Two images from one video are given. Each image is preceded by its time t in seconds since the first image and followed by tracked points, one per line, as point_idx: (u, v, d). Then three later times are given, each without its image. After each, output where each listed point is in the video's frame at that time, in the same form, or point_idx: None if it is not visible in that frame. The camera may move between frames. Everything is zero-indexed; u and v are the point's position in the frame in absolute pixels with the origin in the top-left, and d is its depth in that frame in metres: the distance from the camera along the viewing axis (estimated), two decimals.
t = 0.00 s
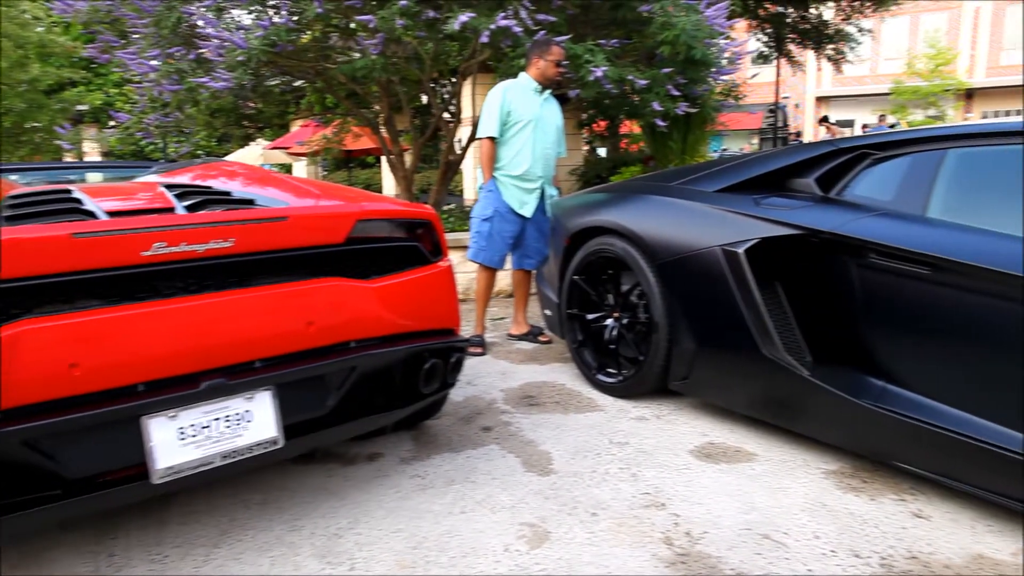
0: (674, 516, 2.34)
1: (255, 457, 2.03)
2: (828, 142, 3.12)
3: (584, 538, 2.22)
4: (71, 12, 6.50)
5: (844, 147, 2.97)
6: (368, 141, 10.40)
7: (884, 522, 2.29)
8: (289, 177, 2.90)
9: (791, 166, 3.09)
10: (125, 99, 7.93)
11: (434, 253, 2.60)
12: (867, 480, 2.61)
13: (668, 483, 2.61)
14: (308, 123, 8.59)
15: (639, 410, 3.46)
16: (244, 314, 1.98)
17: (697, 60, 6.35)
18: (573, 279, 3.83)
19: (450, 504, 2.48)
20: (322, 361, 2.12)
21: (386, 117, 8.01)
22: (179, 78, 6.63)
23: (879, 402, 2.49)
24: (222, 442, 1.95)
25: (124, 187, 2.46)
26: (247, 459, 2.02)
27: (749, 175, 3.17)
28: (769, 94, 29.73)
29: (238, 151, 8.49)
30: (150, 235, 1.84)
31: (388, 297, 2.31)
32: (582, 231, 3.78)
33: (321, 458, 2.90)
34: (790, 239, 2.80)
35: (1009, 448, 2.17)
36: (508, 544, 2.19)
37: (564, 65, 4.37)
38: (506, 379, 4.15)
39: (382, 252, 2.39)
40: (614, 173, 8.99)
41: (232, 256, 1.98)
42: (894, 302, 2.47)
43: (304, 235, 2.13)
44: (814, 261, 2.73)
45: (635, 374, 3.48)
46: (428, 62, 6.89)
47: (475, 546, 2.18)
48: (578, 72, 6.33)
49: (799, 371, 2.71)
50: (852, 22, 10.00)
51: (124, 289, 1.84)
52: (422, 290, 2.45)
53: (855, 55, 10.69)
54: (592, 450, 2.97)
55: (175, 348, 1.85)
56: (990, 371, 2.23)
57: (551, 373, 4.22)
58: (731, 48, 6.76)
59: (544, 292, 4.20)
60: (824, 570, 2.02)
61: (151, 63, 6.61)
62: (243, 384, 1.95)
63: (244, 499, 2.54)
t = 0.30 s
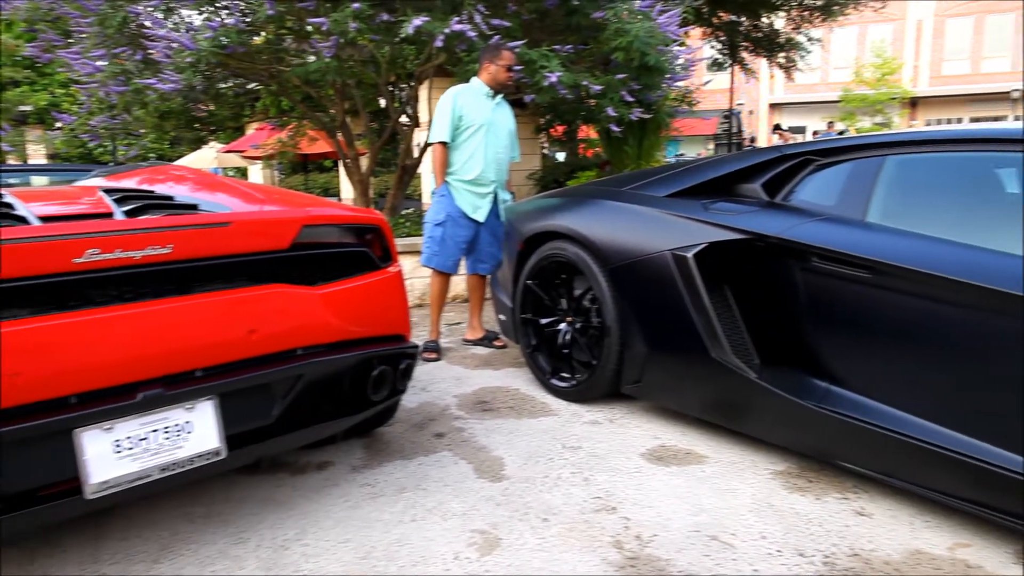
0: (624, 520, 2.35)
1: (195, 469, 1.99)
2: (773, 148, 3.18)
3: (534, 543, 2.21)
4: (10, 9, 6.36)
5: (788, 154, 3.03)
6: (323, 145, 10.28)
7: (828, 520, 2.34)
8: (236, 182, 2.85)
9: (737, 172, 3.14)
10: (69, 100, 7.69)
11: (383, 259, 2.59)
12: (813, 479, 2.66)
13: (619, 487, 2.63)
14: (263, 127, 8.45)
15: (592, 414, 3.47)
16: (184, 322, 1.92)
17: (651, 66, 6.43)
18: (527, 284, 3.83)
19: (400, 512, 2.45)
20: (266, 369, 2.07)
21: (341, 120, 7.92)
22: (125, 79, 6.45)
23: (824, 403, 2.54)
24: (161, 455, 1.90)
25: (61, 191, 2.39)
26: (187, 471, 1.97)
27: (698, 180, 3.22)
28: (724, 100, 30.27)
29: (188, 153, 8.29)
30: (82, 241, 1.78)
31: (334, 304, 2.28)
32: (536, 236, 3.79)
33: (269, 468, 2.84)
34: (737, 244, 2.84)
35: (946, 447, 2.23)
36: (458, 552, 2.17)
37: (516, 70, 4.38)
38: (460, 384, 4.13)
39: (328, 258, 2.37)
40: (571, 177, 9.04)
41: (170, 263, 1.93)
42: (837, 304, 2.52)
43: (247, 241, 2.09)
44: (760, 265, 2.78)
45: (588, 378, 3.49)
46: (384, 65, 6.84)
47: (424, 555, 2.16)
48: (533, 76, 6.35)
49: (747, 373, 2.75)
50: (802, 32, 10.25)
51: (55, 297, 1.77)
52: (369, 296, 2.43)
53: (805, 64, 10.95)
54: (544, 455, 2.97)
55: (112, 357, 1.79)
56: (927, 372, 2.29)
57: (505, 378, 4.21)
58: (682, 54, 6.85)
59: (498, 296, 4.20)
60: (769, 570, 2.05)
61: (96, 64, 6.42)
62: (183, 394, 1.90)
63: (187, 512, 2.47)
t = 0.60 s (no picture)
0: (577, 522, 2.36)
1: (137, 478, 1.94)
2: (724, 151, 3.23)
3: (486, 547, 2.20)
4: None
5: (738, 157, 3.08)
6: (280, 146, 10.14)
7: (777, 518, 2.38)
8: (185, 183, 2.79)
9: (689, 175, 3.18)
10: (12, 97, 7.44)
11: (335, 261, 2.58)
12: (762, 478, 2.71)
13: (573, 488, 2.63)
14: (219, 127, 8.31)
15: (548, 416, 3.48)
16: (124, 326, 1.87)
17: (608, 70, 6.47)
18: (483, 286, 3.83)
19: (352, 517, 2.42)
20: (210, 375, 2.03)
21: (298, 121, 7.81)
22: (71, 76, 6.26)
23: (773, 403, 2.58)
24: (99, 464, 1.85)
25: None
26: (128, 480, 1.92)
27: (650, 183, 3.25)
28: (682, 104, 30.69)
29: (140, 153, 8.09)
30: (14, 244, 1.73)
31: (282, 308, 2.25)
32: (491, 238, 3.79)
33: (218, 476, 2.78)
34: (688, 246, 2.87)
35: (889, 445, 2.28)
36: (409, 557, 2.15)
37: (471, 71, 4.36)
38: (416, 387, 4.10)
39: (276, 261, 2.33)
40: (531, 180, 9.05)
41: (108, 267, 1.88)
42: (784, 305, 2.56)
43: (191, 243, 2.05)
44: (711, 267, 2.81)
45: (544, 380, 3.50)
46: (342, 66, 6.77)
47: (375, 561, 2.14)
48: (492, 78, 6.36)
49: (698, 374, 2.78)
50: (758, 38, 10.43)
51: None
52: (319, 300, 2.40)
53: (760, 69, 11.15)
54: (499, 457, 2.96)
55: (47, 364, 1.73)
56: (871, 371, 2.34)
57: (462, 381, 4.19)
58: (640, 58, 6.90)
59: (455, 299, 4.18)
60: (718, 569, 2.07)
61: (40, 60, 6.23)
62: (123, 401, 1.85)
63: (131, 521, 2.40)
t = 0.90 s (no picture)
0: (532, 524, 2.36)
1: (77, 487, 1.89)
2: (678, 154, 3.26)
3: (439, 551, 2.19)
4: None
5: (691, 160, 3.12)
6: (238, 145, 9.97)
7: (728, 516, 2.41)
8: (135, 184, 2.73)
9: (644, 177, 3.21)
10: None
11: (287, 263, 2.54)
12: (716, 477, 2.74)
13: (528, 490, 2.63)
14: (175, 126, 8.11)
15: (505, 418, 3.48)
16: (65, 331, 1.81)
17: (568, 72, 6.49)
18: (440, 288, 3.81)
19: (304, 524, 2.38)
20: (156, 380, 1.99)
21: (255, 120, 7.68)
22: (16, 73, 6.07)
23: (725, 402, 2.61)
24: (37, 474, 1.80)
25: None
26: (68, 490, 1.88)
27: (605, 185, 3.27)
28: (644, 107, 30.99)
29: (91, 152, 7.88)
30: None
31: (230, 311, 2.21)
32: (449, 240, 3.78)
33: (167, 483, 2.71)
34: (642, 248, 2.89)
35: (837, 443, 2.33)
36: (361, 563, 2.13)
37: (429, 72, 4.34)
38: (374, 391, 4.06)
39: (225, 264, 2.29)
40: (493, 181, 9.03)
41: (45, 270, 1.84)
42: (735, 306, 2.60)
43: (133, 245, 2.00)
44: (664, 269, 2.84)
45: (501, 382, 3.50)
46: (301, 65, 6.68)
47: (327, 567, 2.11)
48: (451, 80, 6.33)
49: (652, 375, 2.81)
50: (717, 42, 10.58)
51: None
52: (269, 303, 2.37)
53: (719, 72, 11.33)
54: (455, 460, 2.95)
55: None
56: (818, 370, 2.39)
57: (421, 384, 4.16)
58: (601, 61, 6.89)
59: (413, 301, 4.16)
60: (669, 567, 2.09)
61: None
62: (64, 408, 1.80)
63: (74, 532, 2.33)
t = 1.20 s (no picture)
0: (486, 526, 2.35)
1: (13, 498, 1.84)
2: (632, 156, 3.29)
3: (393, 556, 2.17)
4: None
5: (644, 161, 3.14)
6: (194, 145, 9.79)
7: (681, 514, 2.44)
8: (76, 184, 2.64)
9: (598, 179, 3.23)
10: None
11: (236, 267, 2.52)
12: (670, 475, 2.77)
13: (483, 493, 2.63)
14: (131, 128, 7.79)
15: (463, 420, 3.47)
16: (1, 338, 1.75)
17: (527, 74, 6.50)
18: (397, 290, 3.79)
19: (255, 531, 2.34)
20: (98, 387, 1.93)
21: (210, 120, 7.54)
22: None
23: (677, 401, 2.64)
24: None
25: None
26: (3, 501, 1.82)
27: (560, 187, 3.29)
28: (606, 108, 31.24)
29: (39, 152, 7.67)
30: None
31: (176, 316, 2.16)
32: (405, 242, 3.76)
33: (114, 493, 2.64)
34: (597, 249, 2.91)
35: (783, 438, 2.36)
36: (313, 570, 2.10)
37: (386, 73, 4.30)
38: (331, 394, 4.01)
39: (170, 267, 2.24)
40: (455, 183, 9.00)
41: None
42: (686, 307, 2.63)
43: (73, 249, 1.94)
44: (618, 269, 2.86)
45: (459, 384, 3.48)
46: (258, 64, 6.58)
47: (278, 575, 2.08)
48: (410, 80, 6.29)
49: (606, 375, 2.83)
50: (677, 45, 10.71)
51: None
52: (217, 307, 2.33)
53: (680, 75, 11.46)
54: (411, 463, 2.93)
55: None
56: (766, 368, 2.42)
57: (379, 387, 4.13)
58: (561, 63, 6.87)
59: (370, 304, 4.12)
60: (622, 567, 2.11)
61: None
62: None
63: (13, 545, 2.26)
